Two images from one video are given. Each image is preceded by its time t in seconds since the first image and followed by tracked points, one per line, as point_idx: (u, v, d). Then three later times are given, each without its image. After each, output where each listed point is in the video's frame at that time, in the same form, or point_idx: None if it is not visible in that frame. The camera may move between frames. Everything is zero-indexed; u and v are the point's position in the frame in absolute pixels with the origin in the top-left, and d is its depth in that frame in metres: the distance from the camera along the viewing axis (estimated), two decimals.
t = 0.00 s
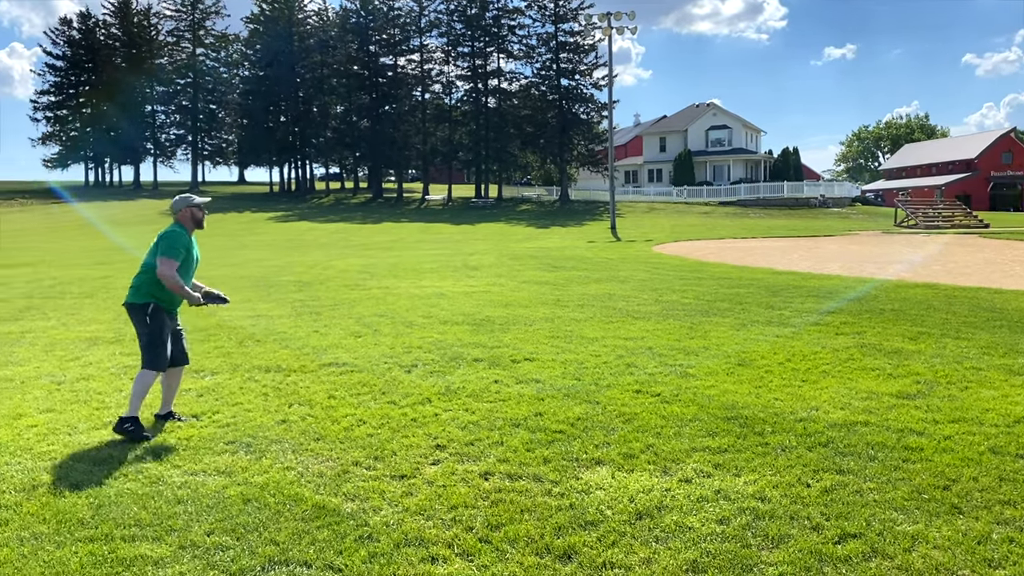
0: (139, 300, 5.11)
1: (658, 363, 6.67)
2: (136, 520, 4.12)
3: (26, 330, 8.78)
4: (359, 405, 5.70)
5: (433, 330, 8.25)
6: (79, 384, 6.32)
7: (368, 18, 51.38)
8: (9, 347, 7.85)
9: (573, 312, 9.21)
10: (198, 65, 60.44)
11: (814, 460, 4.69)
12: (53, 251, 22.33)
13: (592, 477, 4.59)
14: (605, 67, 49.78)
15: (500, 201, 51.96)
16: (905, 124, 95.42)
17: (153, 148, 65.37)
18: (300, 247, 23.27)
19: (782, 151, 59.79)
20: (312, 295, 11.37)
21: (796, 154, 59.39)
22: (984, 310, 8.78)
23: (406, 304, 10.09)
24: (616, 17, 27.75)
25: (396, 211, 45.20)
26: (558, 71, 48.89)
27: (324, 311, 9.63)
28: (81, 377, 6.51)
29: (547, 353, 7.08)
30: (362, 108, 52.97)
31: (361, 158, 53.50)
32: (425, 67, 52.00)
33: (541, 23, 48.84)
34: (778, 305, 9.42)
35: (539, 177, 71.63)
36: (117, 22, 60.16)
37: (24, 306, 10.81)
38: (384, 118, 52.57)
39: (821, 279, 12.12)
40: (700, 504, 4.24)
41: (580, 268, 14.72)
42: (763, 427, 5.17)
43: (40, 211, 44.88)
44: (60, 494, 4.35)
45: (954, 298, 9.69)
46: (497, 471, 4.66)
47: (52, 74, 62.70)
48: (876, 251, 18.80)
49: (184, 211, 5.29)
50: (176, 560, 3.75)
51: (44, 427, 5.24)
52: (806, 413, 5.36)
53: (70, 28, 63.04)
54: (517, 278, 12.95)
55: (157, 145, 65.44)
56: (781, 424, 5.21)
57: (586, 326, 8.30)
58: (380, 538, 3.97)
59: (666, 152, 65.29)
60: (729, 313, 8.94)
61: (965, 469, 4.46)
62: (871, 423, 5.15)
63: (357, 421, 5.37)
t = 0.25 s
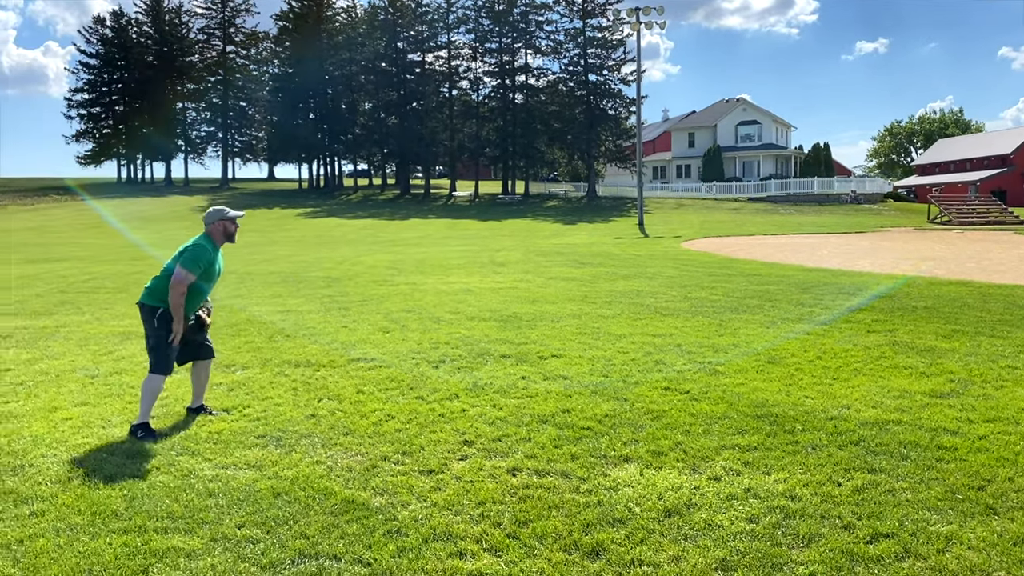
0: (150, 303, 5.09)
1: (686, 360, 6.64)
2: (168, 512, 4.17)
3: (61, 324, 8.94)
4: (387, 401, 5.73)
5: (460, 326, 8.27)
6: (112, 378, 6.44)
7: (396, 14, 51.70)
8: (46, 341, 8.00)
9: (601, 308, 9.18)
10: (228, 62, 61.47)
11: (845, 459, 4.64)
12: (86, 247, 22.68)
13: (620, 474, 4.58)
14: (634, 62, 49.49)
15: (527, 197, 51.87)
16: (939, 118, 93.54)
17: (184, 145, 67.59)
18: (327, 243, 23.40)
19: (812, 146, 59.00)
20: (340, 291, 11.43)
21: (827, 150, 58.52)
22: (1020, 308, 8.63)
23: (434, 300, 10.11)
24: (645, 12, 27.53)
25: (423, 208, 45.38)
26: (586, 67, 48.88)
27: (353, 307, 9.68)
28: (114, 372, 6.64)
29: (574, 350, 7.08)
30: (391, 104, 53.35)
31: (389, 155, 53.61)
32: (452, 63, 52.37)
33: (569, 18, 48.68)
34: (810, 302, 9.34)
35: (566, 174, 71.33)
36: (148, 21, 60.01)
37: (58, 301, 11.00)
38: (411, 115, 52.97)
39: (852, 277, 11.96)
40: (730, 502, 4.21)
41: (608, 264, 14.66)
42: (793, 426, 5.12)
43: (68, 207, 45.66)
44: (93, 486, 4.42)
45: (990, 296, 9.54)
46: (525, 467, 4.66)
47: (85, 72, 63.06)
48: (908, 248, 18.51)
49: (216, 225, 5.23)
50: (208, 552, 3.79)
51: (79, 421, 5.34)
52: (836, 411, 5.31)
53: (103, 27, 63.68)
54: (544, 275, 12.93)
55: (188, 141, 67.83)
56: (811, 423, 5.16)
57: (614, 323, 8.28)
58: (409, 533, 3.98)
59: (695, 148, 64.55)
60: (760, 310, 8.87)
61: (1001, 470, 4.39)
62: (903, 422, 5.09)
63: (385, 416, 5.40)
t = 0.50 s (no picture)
0: (171, 302, 5.12)
1: (715, 357, 6.61)
2: (201, 505, 4.22)
3: (96, 318, 9.11)
4: (416, 396, 5.76)
5: (487, 322, 8.30)
6: (145, 372, 6.56)
7: (425, 11, 51.31)
8: (82, 335, 8.16)
9: (629, 305, 9.17)
10: (259, 60, 62.01)
11: (878, 458, 4.59)
12: (121, 243, 23.11)
13: (650, 471, 4.56)
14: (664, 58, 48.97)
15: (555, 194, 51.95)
16: (975, 114, 91.61)
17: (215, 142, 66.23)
18: (356, 239, 23.58)
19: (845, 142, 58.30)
20: (368, 287, 11.51)
21: (860, 146, 57.50)
22: None
23: (461, 296, 10.15)
24: (675, 7, 27.32)
25: (450, 205, 45.54)
26: (615, 62, 48.39)
27: (382, 303, 9.75)
28: (148, 366, 6.77)
29: (603, 347, 7.07)
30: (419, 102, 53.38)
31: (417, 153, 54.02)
32: (480, 59, 52.25)
33: (597, 14, 48.47)
34: (842, 300, 9.24)
35: (595, 170, 71.20)
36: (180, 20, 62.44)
37: (93, 296, 11.22)
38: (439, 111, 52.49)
39: (885, 274, 11.80)
40: (760, 501, 4.18)
41: (637, 261, 14.60)
42: (824, 424, 5.08)
43: (98, 203, 46.50)
44: (126, 478, 4.49)
45: None
46: (553, 464, 4.66)
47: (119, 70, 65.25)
48: (942, 246, 18.22)
49: (241, 231, 5.16)
50: (239, 545, 3.84)
51: (113, 414, 5.44)
52: (870, 410, 5.24)
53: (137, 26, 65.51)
54: (572, 271, 12.93)
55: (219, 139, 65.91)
56: (842, 421, 5.11)
57: (643, 320, 8.27)
58: (438, 527, 4.00)
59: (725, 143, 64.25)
60: (791, 307, 8.80)
61: None
62: (937, 421, 5.02)
63: (413, 411, 5.43)
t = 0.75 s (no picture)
0: (204, 300, 5.17)
1: (746, 355, 6.55)
2: (233, 497, 4.26)
3: (130, 313, 9.25)
4: (445, 391, 5.77)
5: (515, 318, 8.31)
6: (178, 365, 6.65)
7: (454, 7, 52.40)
8: (116, 328, 8.29)
9: (658, 302, 9.12)
10: (290, 57, 62.25)
11: (911, 457, 4.53)
12: (153, 238, 23.42)
13: (679, 469, 4.53)
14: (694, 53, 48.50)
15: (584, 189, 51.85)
16: (1011, 109, 89.55)
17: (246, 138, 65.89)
18: (384, 235, 23.69)
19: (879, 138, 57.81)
20: (397, 282, 11.55)
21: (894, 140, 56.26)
22: None
23: (490, 292, 10.16)
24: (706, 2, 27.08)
25: (477, 201, 45.61)
26: (645, 57, 48.09)
27: (411, 298, 9.78)
28: (180, 359, 6.86)
29: (632, 343, 7.05)
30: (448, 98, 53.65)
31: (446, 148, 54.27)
32: (509, 55, 52.43)
33: (627, 9, 48.24)
34: (874, 297, 9.13)
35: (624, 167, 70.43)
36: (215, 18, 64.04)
37: (127, 290, 11.37)
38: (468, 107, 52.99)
39: (920, 271, 11.61)
40: (791, 499, 4.14)
41: (666, 257, 14.52)
42: (856, 422, 5.02)
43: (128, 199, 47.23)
44: (159, 470, 4.55)
45: None
46: (581, 460, 4.65)
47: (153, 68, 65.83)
48: (977, 243, 17.89)
49: (268, 226, 5.20)
50: (270, 536, 3.87)
51: (146, 406, 5.51)
52: (902, 408, 5.18)
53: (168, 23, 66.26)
54: (600, 268, 12.89)
55: (250, 135, 66.33)
56: (874, 419, 5.05)
57: (672, 317, 8.23)
58: (466, 522, 4.00)
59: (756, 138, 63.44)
60: (823, 304, 8.70)
61: None
62: (973, 420, 4.94)
63: (442, 407, 5.45)
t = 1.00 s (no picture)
0: (236, 294, 5.22)
1: (777, 353, 6.48)
2: (264, 490, 4.30)
3: (163, 307, 9.37)
4: (474, 387, 5.78)
5: (543, 314, 8.32)
6: (210, 359, 6.74)
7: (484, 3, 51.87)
8: (150, 323, 8.41)
9: (687, 299, 9.08)
10: (320, 54, 62.20)
11: (946, 457, 4.46)
12: (185, 234, 23.72)
13: (709, 467, 4.50)
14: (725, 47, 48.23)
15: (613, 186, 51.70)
16: None
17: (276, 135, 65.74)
18: (412, 231, 23.78)
19: (911, 134, 57.01)
20: (425, 278, 11.60)
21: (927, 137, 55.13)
22: None
23: (518, 289, 10.16)
24: None
25: (507, 196, 45.65)
26: (674, 52, 47.92)
27: (439, 295, 9.81)
28: (212, 353, 6.95)
29: (661, 341, 7.02)
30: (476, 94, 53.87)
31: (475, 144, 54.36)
32: (538, 51, 52.70)
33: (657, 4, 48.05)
34: (907, 295, 9.02)
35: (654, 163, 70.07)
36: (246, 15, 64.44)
37: (160, 285, 11.52)
38: (497, 103, 53.00)
39: (956, 269, 11.43)
40: (822, 498, 4.09)
41: (695, 254, 14.42)
42: (889, 421, 4.96)
43: (160, 196, 47.95)
44: (192, 462, 4.60)
45: None
46: (610, 457, 4.63)
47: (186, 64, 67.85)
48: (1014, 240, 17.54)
49: (295, 219, 5.24)
50: (301, 530, 3.90)
51: (179, 399, 5.59)
52: (936, 408, 5.11)
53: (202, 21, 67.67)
54: (628, 265, 12.84)
55: (281, 131, 65.61)
56: (908, 418, 4.98)
57: (701, 314, 8.19)
58: (495, 517, 4.01)
59: (788, 134, 62.69)
60: (855, 302, 8.61)
61: None
62: (1009, 420, 4.86)
63: (470, 402, 5.46)
